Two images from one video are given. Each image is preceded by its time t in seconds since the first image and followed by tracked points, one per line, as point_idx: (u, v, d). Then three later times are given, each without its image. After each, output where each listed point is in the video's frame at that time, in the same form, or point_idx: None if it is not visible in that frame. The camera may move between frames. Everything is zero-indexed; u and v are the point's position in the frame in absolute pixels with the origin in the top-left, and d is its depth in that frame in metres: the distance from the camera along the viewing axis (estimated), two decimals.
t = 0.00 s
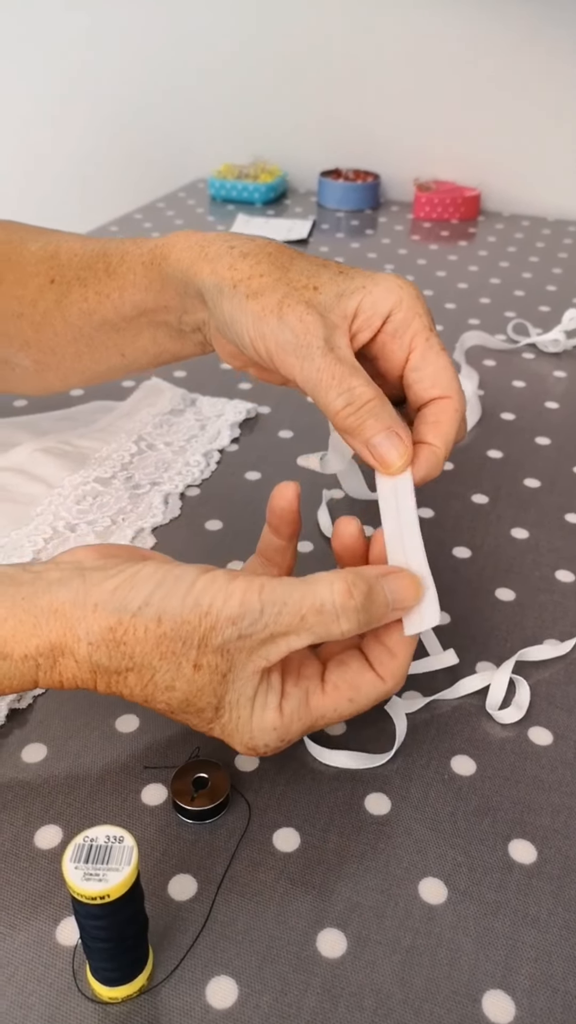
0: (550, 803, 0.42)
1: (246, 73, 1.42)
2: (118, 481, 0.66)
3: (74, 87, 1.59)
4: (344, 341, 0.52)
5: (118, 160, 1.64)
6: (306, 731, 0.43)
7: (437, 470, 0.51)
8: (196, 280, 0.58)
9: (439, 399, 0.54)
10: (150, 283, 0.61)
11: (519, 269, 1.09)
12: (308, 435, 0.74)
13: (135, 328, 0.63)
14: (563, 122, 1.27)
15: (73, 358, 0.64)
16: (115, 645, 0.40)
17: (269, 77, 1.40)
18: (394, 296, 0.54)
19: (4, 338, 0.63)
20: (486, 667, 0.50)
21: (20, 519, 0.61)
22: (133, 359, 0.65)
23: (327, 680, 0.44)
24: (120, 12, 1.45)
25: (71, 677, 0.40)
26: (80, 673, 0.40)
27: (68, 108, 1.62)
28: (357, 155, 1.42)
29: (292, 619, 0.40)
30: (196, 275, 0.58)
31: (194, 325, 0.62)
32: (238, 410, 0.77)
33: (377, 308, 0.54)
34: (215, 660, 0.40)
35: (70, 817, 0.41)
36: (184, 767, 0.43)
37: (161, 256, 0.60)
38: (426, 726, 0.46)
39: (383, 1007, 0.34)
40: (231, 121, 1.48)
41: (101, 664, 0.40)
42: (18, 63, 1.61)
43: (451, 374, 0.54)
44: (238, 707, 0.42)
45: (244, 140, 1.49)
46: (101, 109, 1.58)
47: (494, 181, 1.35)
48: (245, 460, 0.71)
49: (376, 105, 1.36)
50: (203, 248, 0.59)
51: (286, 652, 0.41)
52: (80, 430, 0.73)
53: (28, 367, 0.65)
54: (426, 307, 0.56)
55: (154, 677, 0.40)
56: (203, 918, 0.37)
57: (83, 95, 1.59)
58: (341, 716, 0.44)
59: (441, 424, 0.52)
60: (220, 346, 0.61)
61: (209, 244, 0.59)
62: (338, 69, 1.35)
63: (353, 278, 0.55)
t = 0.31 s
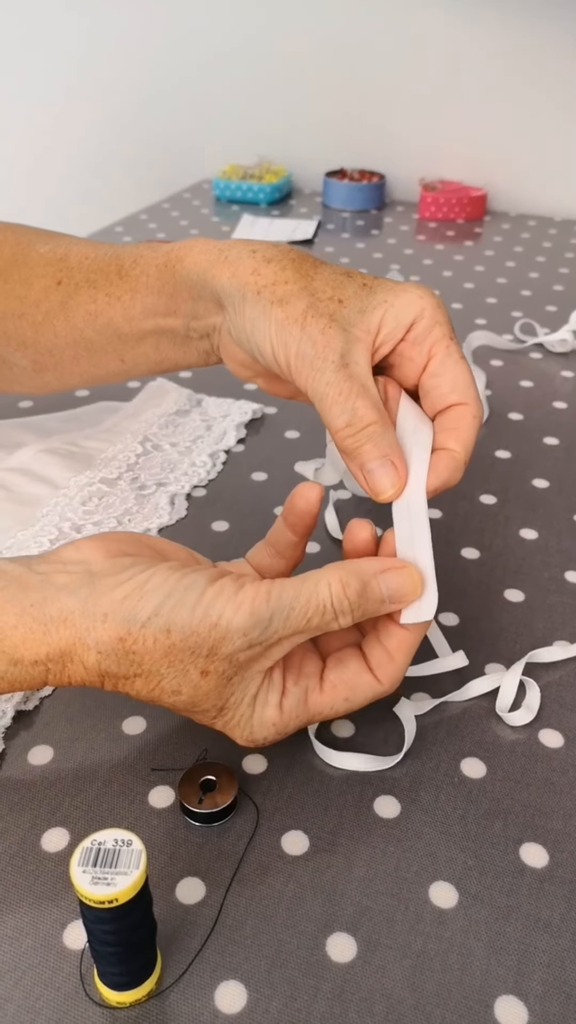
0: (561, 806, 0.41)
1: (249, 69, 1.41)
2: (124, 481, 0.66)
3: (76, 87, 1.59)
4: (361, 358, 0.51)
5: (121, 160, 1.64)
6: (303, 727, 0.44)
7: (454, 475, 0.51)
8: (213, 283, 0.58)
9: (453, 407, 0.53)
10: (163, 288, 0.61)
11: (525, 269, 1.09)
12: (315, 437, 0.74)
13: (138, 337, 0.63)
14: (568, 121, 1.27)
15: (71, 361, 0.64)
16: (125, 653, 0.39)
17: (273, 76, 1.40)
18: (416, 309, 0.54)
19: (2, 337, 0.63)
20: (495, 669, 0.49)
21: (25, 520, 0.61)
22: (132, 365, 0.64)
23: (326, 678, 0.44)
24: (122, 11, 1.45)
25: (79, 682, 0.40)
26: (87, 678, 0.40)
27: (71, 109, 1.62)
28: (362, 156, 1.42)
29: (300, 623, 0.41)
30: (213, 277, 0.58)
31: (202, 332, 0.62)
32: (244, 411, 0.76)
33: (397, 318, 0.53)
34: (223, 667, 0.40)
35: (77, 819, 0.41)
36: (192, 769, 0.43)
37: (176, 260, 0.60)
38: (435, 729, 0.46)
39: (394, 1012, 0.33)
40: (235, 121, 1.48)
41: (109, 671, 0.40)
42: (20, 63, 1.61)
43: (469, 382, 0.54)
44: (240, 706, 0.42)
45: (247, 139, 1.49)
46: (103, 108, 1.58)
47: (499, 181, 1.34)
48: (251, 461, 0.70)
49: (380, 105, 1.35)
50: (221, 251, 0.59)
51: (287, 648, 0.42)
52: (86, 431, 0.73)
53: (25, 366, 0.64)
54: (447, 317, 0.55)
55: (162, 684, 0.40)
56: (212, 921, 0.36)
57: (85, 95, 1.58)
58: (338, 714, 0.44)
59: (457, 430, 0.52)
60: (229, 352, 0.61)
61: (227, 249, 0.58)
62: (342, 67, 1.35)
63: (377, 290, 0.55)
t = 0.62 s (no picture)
0: (558, 807, 0.41)
1: (248, 70, 1.42)
2: (121, 484, 0.66)
3: (75, 87, 1.59)
4: (355, 343, 0.51)
5: (120, 161, 1.64)
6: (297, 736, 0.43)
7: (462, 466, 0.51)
8: (203, 279, 0.58)
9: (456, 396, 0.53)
10: (153, 286, 0.61)
11: (522, 271, 1.09)
12: (311, 439, 0.74)
13: (132, 334, 0.63)
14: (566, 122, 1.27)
15: (67, 360, 0.64)
16: (112, 642, 0.39)
17: (271, 76, 1.40)
18: (408, 298, 0.54)
19: None
20: (492, 670, 0.49)
21: (22, 522, 0.61)
22: (129, 362, 0.65)
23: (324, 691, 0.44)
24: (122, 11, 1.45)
25: (68, 672, 0.40)
26: (76, 669, 0.40)
27: (70, 111, 1.62)
28: (359, 157, 1.42)
29: (292, 619, 0.40)
30: (202, 273, 0.58)
31: (194, 330, 0.62)
32: (241, 413, 0.76)
33: (388, 306, 0.54)
34: (212, 660, 0.40)
35: (73, 821, 0.41)
36: (188, 770, 0.43)
37: (166, 258, 0.60)
38: (432, 730, 0.46)
39: (392, 1014, 0.33)
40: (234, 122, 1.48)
41: (97, 660, 0.40)
42: (18, 64, 1.61)
43: (469, 369, 0.54)
44: (232, 706, 0.41)
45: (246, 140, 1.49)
46: (102, 109, 1.58)
47: (496, 183, 1.35)
48: (248, 463, 0.70)
49: (378, 106, 1.36)
50: (210, 248, 0.59)
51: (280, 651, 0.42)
52: (83, 433, 0.73)
53: (21, 368, 0.64)
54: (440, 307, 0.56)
55: (149, 675, 0.40)
56: (209, 924, 0.36)
57: (85, 96, 1.59)
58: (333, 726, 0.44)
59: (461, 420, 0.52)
60: (224, 347, 0.61)
61: (215, 246, 0.58)
62: (341, 68, 1.35)
63: (364, 279, 0.55)
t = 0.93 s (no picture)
0: (560, 808, 0.41)
1: (248, 70, 1.42)
2: (122, 485, 0.66)
3: (75, 86, 1.59)
4: (356, 310, 0.52)
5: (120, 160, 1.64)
6: (290, 717, 0.38)
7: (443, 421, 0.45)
8: (204, 263, 0.58)
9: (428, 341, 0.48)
10: (159, 268, 0.61)
11: (522, 274, 1.09)
12: (312, 440, 0.74)
13: (143, 314, 0.64)
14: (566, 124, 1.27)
15: (84, 343, 0.65)
16: (89, 602, 0.40)
17: (271, 77, 1.40)
18: (389, 247, 0.52)
19: (14, 325, 0.63)
20: (494, 672, 0.49)
21: (23, 525, 0.61)
22: (142, 341, 0.66)
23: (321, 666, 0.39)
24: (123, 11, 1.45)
25: (50, 654, 0.40)
26: (57, 646, 0.40)
27: (71, 111, 1.62)
28: (360, 160, 1.42)
29: (269, 566, 0.39)
30: (202, 255, 0.58)
31: (204, 307, 0.63)
32: (242, 415, 0.76)
33: (375, 259, 0.52)
34: (186, 611, 0.39)
35: (75, 824, 0.41)
36: (190, 772, 0.43)
37: (169, 240, 0.61)
38: (433, 732, 0.46)
39: (393, 1016, 0.33)
40: (234, 123, 1.48)
41: (75, 626, 0.40)
42: (18, 63, 1.61)
43: (444, 311, 0.49)
44: (210, 665, 0.39)
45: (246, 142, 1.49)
46: (102, 109, 1.58)
47: (496, 186, 1.35)
48: (249, 465, 0.70)
49: (379, 108, 1.36)
50: (208, 230, 0.59)
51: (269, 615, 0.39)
52: (83, 436, 0.73)
53: (37, 353, 0.65)
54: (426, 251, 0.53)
55: (123, 633, 0.39)
56: (210, 926, 0.36)
57: (85, 95, 1.59)
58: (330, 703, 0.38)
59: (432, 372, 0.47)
60: (232, 324, 0.62)
61: (213, 225, 0.59)
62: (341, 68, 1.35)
63: (356, 235, 0.54)
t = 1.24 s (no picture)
0: (558, 809, 0.41)
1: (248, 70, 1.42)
2: (121, 488, 0.66)
3: (75, 86, 1.59)
4: (354, 294, 0.51)
5: (120, 160, 1.64)
6: (275, 656, 0.35)
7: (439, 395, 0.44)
8: (205, 256, 0.59)
9: (418, 317, 0.48)
10: (163, 261, 0.62)
11: (520, 275, 1.09)
12: (310, 441, 0.74)
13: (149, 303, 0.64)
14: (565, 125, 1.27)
15: (88, 330, 0.65)
16: (77, 580, 0.40)
17: (271, 78, 1.40)
18: (385, 224, 0.51)
19: (18, 313, 0.63)
20: (492, 673, 0.49)
21: (21, 526, 0.61)
22: (148, 326, 0.66)
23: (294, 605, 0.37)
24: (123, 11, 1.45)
25: (35, 635, 0.38)
26: (42, 625, 0.38)
27: (70, 111, 1.62)
28: (359, 162, 1.42)
29: (252, 548, 0.40)
30: (203, 246, 0.59)
31: (209, 295, 0.64)
32: (241, 416, 0.76)
33: (370, 237, 0.52)
34: (172, 579, 0.39)
35: (73, 826, 0.41)
36: (189, 774, 0.43)
37: (172, 234, 0.61)
38: (432, 732, 0.46)
39: (391, 1016, 0.33)
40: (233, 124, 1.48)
41: (62, 602, 0.39)
42: (17, 63, 1.61)
43: (435, 287, 0.48)
44: (192, 619, 0.37)
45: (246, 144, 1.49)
46: (102, 109, 1.58)
47: (494, 188, 1.35)
48: (247, 466, 0.70)
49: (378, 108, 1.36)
50: (210, 223, 0.59)
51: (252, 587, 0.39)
52: (82, 437, 0.73)
53: (44, 340, 0.66)
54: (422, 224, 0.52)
55: (110, 600, 0.38)
56: (208, 928, 0.36)
57: (85, 96, 1.59)
58: (310, 631, 0.36)
59: (423, 347, 0.46)
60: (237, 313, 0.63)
61: (214, 218, 0.59)
62: (341, 69, 1.35)
63: (351, 216, 0.53)
